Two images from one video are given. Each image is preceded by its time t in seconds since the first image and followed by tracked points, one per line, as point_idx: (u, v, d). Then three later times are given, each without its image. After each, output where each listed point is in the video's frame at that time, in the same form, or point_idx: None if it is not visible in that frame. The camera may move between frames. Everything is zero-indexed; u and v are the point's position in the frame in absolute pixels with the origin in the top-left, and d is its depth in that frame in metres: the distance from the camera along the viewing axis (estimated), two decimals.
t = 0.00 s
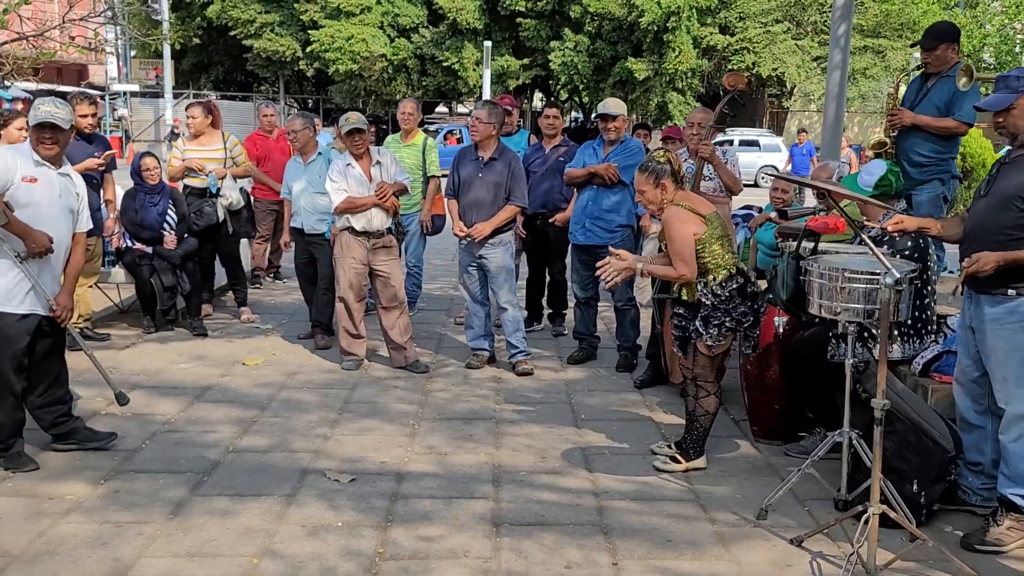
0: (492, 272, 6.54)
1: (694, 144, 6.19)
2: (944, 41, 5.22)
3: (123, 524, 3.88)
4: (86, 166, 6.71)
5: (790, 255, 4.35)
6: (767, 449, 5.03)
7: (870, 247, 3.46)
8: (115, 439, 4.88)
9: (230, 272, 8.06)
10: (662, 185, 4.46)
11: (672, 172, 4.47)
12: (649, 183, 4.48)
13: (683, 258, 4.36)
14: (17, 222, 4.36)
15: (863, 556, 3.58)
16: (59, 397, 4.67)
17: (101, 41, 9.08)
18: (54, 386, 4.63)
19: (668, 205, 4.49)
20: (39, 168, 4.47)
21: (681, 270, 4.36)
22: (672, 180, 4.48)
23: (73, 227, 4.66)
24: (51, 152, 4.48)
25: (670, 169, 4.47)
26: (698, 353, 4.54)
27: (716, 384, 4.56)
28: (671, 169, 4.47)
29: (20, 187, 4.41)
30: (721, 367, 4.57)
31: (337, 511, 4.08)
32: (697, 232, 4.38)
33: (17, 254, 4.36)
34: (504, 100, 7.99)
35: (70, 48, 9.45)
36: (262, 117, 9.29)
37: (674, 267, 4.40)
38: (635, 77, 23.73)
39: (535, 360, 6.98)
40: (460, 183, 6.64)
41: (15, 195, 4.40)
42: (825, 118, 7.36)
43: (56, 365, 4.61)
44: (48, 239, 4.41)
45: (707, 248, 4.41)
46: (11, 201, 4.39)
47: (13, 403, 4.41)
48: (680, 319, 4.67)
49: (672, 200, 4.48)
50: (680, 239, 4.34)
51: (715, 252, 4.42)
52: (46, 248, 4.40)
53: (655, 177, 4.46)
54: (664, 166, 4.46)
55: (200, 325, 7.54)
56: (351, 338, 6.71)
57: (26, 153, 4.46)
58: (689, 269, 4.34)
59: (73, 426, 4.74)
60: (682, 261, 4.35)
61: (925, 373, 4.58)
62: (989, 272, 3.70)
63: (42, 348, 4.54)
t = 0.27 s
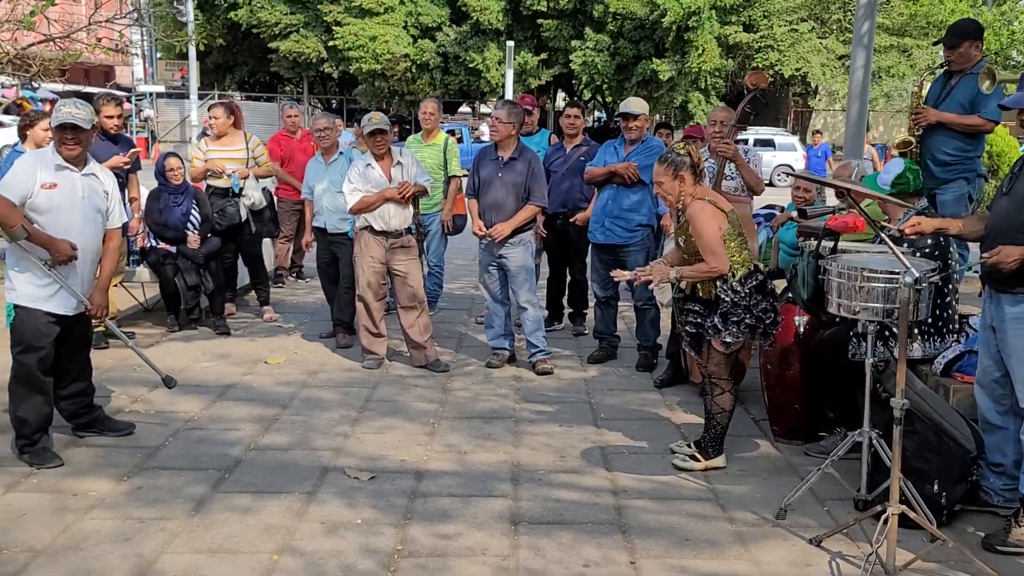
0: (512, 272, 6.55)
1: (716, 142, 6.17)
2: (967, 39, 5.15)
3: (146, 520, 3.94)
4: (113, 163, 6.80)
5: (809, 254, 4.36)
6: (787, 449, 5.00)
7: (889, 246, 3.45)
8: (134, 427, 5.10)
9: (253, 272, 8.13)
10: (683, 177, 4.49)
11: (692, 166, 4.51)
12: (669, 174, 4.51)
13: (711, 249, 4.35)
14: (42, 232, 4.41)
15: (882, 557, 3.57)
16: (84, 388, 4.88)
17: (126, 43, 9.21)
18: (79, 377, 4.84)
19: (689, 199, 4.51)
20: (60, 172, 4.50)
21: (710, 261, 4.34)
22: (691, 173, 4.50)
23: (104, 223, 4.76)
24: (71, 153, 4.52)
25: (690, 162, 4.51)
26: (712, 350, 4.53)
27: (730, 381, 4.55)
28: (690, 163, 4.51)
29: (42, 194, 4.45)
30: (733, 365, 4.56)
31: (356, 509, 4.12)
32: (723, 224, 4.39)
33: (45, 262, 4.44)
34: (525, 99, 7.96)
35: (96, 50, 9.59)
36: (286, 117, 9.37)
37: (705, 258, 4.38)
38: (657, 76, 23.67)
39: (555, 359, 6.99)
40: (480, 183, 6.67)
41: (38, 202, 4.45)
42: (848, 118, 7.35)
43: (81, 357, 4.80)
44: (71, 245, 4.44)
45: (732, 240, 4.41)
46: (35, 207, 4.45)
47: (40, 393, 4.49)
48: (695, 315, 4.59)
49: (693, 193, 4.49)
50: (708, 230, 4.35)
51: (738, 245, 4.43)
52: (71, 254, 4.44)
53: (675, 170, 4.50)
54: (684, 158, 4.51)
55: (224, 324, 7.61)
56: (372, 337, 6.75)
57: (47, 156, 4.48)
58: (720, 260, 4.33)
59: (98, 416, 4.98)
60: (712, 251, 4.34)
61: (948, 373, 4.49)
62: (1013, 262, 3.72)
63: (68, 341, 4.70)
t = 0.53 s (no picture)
0: (539, 272, 6.56)
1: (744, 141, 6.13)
2: (998, 36, 5.07)
3: (177, 518, 3.99)
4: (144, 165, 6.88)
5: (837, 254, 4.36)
6: (815, 450, 4.97)
7: (918, 245, 3.41)
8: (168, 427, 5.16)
9: (282, 272, 8.20)
10: (703, 179, 4.43)
11: (712, 168, 4.45)
12: (688, 177, 4.44)
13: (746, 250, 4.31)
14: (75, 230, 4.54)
15: (912, 558, 3.54)
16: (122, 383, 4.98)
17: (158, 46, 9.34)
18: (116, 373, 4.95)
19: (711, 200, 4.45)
20: (104, 173, 4.61)
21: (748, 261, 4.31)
22: (711, 175, 4.44)
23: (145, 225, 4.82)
24: (118, 155, 4.63)
25: (709, 164, 4.45)
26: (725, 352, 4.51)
27: (744, 385, 4.55)
28: (710, 165, 4.45)
29: (83, 193, 4.56)
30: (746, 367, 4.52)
31: (384, 508, 4.15)
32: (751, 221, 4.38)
33: (78, 259, 4.56)
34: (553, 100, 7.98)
35: (128, 53, 9.73)
36: (316, 120, 9.46)
37: (740, 256, 4.33)
38: (685, 76, 23.57)
39: (582, 359, 6.99)
40: (507, 183, 6.68)
41: (79, 201, 4.55)
42: (878, 117, 7.29)
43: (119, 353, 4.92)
44: (101, 243, 4.54)
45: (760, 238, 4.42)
46: (76, 206, 4.56)
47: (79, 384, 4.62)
48: (714, 318, 4.52)
49: (715, 195, 4.44)
50: (741, 227, 4.32)
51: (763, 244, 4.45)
52: (100, 253, 4.52)
53: (697, 172, 4.43)
54: (704, 161, 4.45)
55: (253, 324, 7.68)
56: (399, 337, 6.79)
57: (93, 157, 4.59)
58: (758, 255, 4.30)
59: (128, 415, 5.03)
60: (748, 248, 4.31)
61: (977, 373, 4.48)
62: None
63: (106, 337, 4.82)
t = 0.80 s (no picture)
0: (554, 273, 6.56)
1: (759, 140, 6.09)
2: (1013, 33, 4.95)
3: (194, 518, 4.02)
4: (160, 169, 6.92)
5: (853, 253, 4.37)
6: (832, 451, 4.96)
7: (934, 245, 3.39)
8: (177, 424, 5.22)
9: (298, 274, 8.23)
10: (691, 189, 4.39)
11: (699, 177, 4.41)
12: (676, 187, 4.41)
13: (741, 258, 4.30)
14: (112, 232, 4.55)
15: (929, 560, 3.52)
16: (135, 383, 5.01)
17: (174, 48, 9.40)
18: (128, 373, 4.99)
19: (699, 210, 4.42)
20: (134, 175, 4.67)
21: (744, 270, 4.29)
22: (699, 184, 4.40)
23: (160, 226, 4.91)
24: (144, 157, 4.68)
25: (697, 174, 4.41)
26: (728, 359, 4.50)
27: (744, 389, 4.55)
28: (697, 174, 4.41)
29: (117, 194, 4.60)
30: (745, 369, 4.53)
31: (400, 508, 4.16)
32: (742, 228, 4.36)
33: (113, 263, 4.59)
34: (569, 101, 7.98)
35: (145, 56, 9.80)
36: (331, 121, 9.50)
37: (734, 264, 4.32)
38: (700, 76, 23.51)
39: (598, 360, 6.99)
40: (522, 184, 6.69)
41: (114, 202, 4.60)
42: (894, 117, 7.26)
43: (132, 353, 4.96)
44: (138, 247, 4.59)
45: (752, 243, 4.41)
46: (110, 207, 4.60)
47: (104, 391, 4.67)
48: (713, 325, 4.51)
49: (703, 204, 4.41)
50: (733, 235, 4.31)
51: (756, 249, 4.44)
52: (138, 256, 4.58)
53: (684, 182, 4.39)
54: (691, 170, 4.40)
55: (269, 325, 7.72)
56: (414, 338, 6.79)
57: (123, 159, 4.63)
58: (752, 262, 4.29)
59: (139, 416, 5.07)
60: (741, 256, 4.30)
61: (995, 374, 4.34)
62: None
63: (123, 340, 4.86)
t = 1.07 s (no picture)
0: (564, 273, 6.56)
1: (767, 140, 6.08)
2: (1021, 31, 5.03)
3: (204, 518, 4.03)
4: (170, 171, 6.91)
5: (864, 252, 4.36)
6: (842, 449, 4.94)
7: (944, 243, 3.37)
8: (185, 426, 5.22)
9: (307, 274, 8.25)
10: (661, 188, 4.43)
11: (668, 176, 4.46)
12: (646, 187, 4.44)
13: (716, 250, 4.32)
14: (123, 230, 4.58)
15: (940, 559, 3.50)
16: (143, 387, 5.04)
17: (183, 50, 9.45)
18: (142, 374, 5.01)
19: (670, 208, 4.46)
20: (153, 177, 4.69)
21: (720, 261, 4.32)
22: (668, 184, 4.45)
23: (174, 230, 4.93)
24: (162, 159, 4.72)
25: (666, 173, 4.46)
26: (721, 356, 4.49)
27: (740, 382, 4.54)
28: (667, 173, 4.46)
29: (136, 195, 4.63)
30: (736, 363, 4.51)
31: (410, 508, 4.16)
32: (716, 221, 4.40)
33: (119, 262, 4.60)
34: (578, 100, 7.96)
35: (154, 57, 9.85)
36: (340, 121, 9.52)
37: (710, 258, 4.34)
38: (709, 76, 23.47)
39: (607, 359, 6.97)
40: (531, 182, 6.69)
41: (131, 203, 4.62)
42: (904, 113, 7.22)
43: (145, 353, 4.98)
44: (146, 246, 4.62)
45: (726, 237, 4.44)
46: (127, 209, 4.62)
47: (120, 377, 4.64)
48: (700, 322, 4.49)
49: (674, 202, 4.45)
50: (706, 230, 4.34)
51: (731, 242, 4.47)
52: (145, 255, 4.61)
53: (653, 181, 4.44)
54: (661, 169, 4.45)
55: (279, 325, 7.73)
56: (424, 337, 6.79)
57: (143, 161, 4.65)
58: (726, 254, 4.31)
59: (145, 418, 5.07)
60: (716, 249, 4.32)
61: (1007, 372, 4.31)
62: None
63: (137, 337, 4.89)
